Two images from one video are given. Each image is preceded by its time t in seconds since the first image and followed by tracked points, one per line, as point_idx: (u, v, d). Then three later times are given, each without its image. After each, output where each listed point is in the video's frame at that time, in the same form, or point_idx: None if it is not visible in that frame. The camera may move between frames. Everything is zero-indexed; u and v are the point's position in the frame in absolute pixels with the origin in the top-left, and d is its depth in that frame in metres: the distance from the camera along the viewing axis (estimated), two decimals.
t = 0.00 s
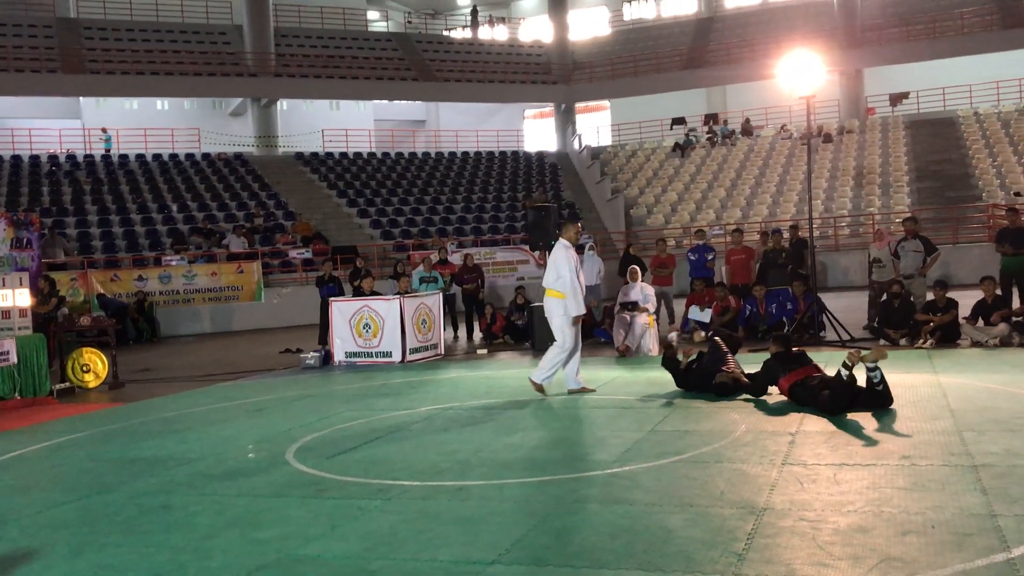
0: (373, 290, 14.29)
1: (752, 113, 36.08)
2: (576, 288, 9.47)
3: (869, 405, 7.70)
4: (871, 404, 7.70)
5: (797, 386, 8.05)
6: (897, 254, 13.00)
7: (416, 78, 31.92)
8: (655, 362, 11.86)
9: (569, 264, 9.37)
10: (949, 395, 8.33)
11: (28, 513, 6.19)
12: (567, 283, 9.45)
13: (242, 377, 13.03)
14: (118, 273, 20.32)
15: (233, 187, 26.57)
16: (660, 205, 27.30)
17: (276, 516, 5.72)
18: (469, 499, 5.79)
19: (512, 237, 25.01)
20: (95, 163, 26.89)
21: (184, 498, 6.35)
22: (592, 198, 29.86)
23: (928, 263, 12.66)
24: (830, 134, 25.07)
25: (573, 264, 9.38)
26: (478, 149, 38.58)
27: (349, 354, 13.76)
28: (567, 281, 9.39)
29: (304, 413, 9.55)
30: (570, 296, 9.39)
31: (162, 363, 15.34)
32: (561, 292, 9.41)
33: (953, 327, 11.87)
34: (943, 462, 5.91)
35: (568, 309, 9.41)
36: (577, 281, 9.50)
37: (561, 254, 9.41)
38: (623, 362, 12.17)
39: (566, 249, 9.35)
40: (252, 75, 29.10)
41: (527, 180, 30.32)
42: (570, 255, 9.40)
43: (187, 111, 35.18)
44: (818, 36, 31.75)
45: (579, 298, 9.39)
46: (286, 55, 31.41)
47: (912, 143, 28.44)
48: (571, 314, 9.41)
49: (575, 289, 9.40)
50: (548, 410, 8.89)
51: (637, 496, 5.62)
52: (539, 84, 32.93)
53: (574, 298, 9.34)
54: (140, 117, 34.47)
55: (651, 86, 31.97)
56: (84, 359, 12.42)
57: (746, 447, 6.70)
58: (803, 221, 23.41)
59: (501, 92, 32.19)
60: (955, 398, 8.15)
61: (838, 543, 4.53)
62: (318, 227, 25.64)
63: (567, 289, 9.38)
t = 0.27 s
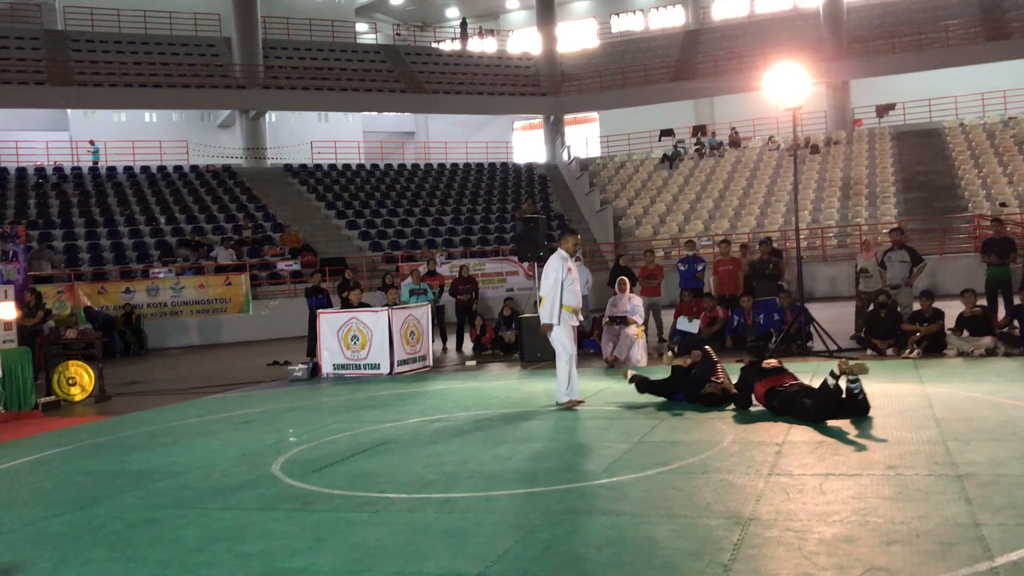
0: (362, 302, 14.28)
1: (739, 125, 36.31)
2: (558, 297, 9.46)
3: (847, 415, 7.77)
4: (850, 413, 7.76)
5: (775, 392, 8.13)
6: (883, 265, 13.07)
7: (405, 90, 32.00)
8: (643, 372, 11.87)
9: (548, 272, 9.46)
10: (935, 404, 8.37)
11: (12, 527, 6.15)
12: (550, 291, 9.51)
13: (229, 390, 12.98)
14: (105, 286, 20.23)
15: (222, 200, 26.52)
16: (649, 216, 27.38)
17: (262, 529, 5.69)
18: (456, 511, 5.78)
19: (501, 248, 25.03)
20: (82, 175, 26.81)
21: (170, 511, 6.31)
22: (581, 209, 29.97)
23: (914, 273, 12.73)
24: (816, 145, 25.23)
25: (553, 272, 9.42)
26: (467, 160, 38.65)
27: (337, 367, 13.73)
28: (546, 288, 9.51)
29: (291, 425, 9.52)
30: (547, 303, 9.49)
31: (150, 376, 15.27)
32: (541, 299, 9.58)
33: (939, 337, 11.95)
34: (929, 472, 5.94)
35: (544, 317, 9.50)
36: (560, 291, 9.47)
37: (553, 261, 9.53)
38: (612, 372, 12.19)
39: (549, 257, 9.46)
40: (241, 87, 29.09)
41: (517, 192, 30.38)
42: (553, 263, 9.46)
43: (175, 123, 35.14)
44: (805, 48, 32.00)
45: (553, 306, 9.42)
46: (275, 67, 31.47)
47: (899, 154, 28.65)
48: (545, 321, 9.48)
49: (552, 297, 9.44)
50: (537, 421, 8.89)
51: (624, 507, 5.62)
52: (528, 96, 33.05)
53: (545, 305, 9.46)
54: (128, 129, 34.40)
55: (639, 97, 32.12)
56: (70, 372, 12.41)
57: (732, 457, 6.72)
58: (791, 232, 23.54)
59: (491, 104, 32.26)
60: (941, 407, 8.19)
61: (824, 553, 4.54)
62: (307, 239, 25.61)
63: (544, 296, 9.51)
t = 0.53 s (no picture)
0: (347, 310, 14.22)
1: (726, 136, 36.49)
2: (551, 307, 9.38)
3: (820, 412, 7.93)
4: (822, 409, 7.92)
5: (743, 397, 8.20)
6: (868, 276, 13.13)
7: (393, 98, 31.99)
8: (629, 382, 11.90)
9: (539, 283, 9.40)
10: (918, 415, 8.40)
11: None
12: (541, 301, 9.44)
13: (213, 398, 12.88)
14: (89, 292, 20.06)
15: (207, 207, 26.38)
16: (636, 226, 27.44)
17: (243, 538, 5.63)
18: (439, 521, 5.74)
19: (488, 257, 25.02)
20: (67, 181, 26.64)
21: (151, 520, 6.25)
22: (568, 218, 30.02)
23: (899, 284, 12.79)
24: (802, 156, 25.37)
25: (544, 283, 9.37)
26: (455, 169, 38.67)
27: (322, 375, 13.67)
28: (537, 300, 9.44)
29: (275, 434, 9.45)
30: (540, 314, 9.40)
31: (132, 383, 15.14)
32: (534, 311, 9.49)
33: (923, 347, 12.00)
34: (912, 482, 5.95)
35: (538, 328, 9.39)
36: (553, 301, 9.40)
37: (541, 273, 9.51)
38: (598, 382, 12.18)
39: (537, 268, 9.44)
40: (228, 94, 29.01)
41: (504, 200, 30.39)
42: (543, 274, 9.43)
43: (161, 130, 34.99)
44: (791, 60, 32.22)
45: (549, 316, 9.32)
46: (262, 74, 31.41)
47: (884, 165, 28.84)
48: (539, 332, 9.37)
49: (546, 308, 9.36)
50: (521, 430, 8.86)
51: (608, 517, 5.60)
52: (516, 105, 33.10)
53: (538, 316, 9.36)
54: (114, 136, 34.22)
55: (626, 107, 32.20)
56: (52, 380, 12.26)
57: (717, 467, 6.72)
58: (777, 243, 23.65)
59: (479, 113, 32.28)
60: (924, 417, 8.21)
61: (807, 563, 4.53)
62: (293, 247, 25.52)
63: (537, 307, 9.41)
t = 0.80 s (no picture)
0: (336, 313, 14.16)
1: (716, 141, 36.60)
2: (549, 315, 9.06)
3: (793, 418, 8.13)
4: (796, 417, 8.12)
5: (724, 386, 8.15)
6: (858, 282, 13.15)
7: (384, 101, 31.94)
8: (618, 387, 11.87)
9: (536, 291, 9.06)
10: (908, 421, 8.40)
11: None
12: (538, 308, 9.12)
13: (201, 402, 12.80)
14: (76, 295, 19.92)
15: (196, 210, 26.26)
16: (626, 231, 27.46)
17: (229, 543, 5.58)
18: (428, 525, 5.70)
19: (478, 261, 24.98)
20: (55, 183, 26.49)
21: (136, 524, 6.19)
22: (559, 223, 30.03)
23: (888, 290, 12.82)
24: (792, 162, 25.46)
25: (540, 290, 9.04)
26: (446, 173, 38.64)
27: (310, 379, 13.60)
28: (533, 308, 9.11)
29: (262, 438, 9.39)
30: (538, 323, 9.05)
31: (119, 387, 15.04)
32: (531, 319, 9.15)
33: (912, 353, 12.04)
34: (901, 488, 5.95)
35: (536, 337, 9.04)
36: (550, 308, 9.09)
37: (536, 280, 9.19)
38: (587, 387, 12.16)
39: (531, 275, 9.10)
40: (217, 96, 28.91)
41: (494, 205, 30.35)
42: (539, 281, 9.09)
43: (151, 132, 34.85)
44: (781, 67, 32.33)
45: (547, 324, 8.98)
46: (252, 76, 31.32)
47: (874, 172, 28.96)
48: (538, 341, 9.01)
49: (544, 315, 9.03)
50: (511, 435, 8.83)
51: (598, 522, 5.57)
52: (507, 110, 33.11)
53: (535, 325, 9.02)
54: (103, 138, 34.05)
55: (617, 112, 32.22)
56: (38, 383, 12.16)
57: (707, 472, 6.70)
58: (767, 248, 23.73)
59: (469, 116, 32.26)
60: (913, 424, 8.22)
61: (796, 568, 4.52)
62: (283, 250, 25.43)
63: (534, 315, 9.07)
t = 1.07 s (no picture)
0: (336, 313, 14.18)
1: (715, 142, 36.66)
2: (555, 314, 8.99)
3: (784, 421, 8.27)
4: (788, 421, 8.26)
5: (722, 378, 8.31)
6: (856, 283, 13.19)
7: (383, 102, 31.96)
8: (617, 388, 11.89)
9: (542, 290, 8.98)
10: (905, 422, 8.44)
11: None
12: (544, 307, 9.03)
13: (200, 401, 12.82)
14: (75, 294, 19.92)
15: (195, 209, 26.26)
16: (625, 231, 27.50)
17: (229, 543, 5.61)
18: (427, 525, 5.73)
19: (477, 261, 25.01)
20: (54, 182, 26.50)
21: (136, 523, 6.21)
22: (557, 223, 30.08)
23: (886, 291, 12.86)
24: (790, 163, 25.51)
25: (547, 289, 8.96)
26: (445, 173, 38.68)
27: (310, 379, 13.63)
28: (538, 307, 9.03)
29: (262, 437, 9.41)
30: (544, 322, 8.96)
31: (119, 386, 15.05)
32: (536, 318, 9.06)
33: (910, 354, 12.08)
34: (898, 489, 5.98)
35: (541, 336, 8.95)
36: (557, 308, 9.01)
37: (541, 279, 9.11)
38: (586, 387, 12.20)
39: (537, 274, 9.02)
40: (216, 96, 28.92)
41: (493, 206, 30.38)
42: (545, 280, 9.02)
43: (150, 131, 34.86)
44: (780, 68, 32.38)
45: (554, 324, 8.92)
46: (252, 76, 31.34)
47: (872, 173, 29.03)
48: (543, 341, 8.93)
49: (551, 315, 8.95)
50: (510, 435, 8.86)
51: (597, 522, 5.60)
52: (506, 110, 33.13)
53: (541, 325, 8.93)
54: (102, 137, 34.04)
55: (616, 113, 32.23)
56: (38, 382, 12.18)
57: (705, 473, 6.73)
58: (765, 249, 23.78)
59: (468, 117, 32.29)
60: (911, 425, 8.26)
61: (794, 568, 4.55)
62: (282, 250, 25.44)
63: (540, 314, 8.99)
